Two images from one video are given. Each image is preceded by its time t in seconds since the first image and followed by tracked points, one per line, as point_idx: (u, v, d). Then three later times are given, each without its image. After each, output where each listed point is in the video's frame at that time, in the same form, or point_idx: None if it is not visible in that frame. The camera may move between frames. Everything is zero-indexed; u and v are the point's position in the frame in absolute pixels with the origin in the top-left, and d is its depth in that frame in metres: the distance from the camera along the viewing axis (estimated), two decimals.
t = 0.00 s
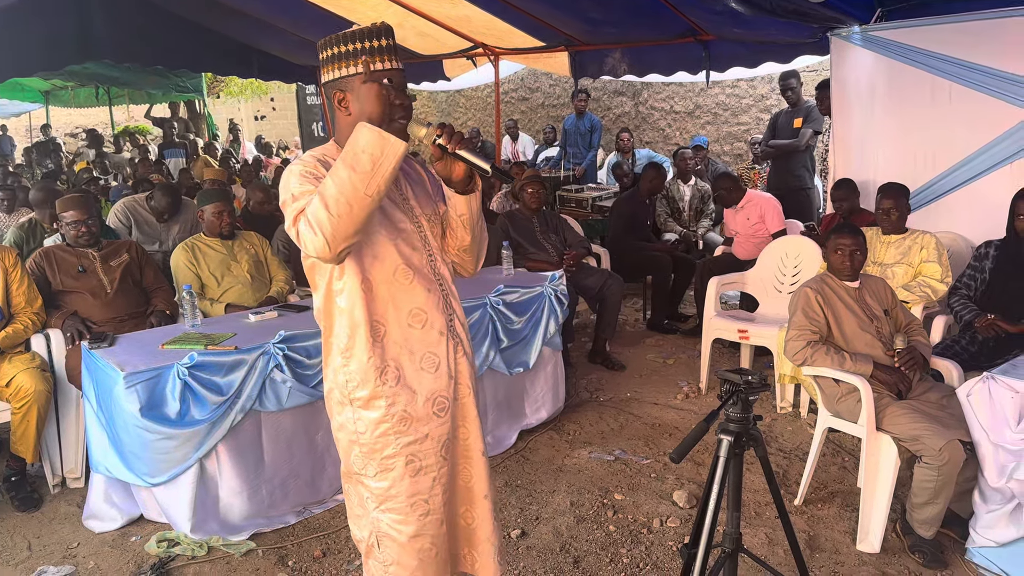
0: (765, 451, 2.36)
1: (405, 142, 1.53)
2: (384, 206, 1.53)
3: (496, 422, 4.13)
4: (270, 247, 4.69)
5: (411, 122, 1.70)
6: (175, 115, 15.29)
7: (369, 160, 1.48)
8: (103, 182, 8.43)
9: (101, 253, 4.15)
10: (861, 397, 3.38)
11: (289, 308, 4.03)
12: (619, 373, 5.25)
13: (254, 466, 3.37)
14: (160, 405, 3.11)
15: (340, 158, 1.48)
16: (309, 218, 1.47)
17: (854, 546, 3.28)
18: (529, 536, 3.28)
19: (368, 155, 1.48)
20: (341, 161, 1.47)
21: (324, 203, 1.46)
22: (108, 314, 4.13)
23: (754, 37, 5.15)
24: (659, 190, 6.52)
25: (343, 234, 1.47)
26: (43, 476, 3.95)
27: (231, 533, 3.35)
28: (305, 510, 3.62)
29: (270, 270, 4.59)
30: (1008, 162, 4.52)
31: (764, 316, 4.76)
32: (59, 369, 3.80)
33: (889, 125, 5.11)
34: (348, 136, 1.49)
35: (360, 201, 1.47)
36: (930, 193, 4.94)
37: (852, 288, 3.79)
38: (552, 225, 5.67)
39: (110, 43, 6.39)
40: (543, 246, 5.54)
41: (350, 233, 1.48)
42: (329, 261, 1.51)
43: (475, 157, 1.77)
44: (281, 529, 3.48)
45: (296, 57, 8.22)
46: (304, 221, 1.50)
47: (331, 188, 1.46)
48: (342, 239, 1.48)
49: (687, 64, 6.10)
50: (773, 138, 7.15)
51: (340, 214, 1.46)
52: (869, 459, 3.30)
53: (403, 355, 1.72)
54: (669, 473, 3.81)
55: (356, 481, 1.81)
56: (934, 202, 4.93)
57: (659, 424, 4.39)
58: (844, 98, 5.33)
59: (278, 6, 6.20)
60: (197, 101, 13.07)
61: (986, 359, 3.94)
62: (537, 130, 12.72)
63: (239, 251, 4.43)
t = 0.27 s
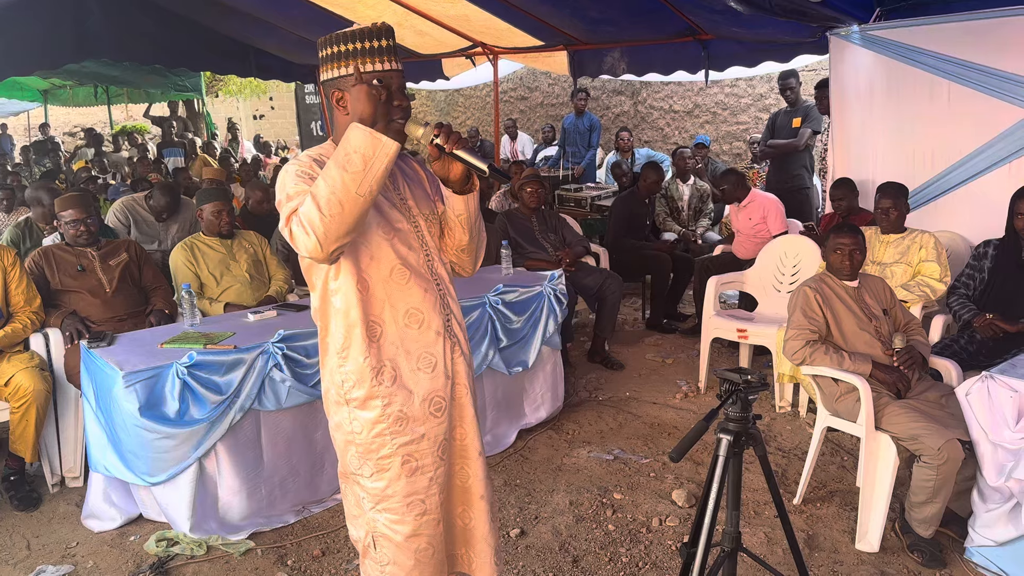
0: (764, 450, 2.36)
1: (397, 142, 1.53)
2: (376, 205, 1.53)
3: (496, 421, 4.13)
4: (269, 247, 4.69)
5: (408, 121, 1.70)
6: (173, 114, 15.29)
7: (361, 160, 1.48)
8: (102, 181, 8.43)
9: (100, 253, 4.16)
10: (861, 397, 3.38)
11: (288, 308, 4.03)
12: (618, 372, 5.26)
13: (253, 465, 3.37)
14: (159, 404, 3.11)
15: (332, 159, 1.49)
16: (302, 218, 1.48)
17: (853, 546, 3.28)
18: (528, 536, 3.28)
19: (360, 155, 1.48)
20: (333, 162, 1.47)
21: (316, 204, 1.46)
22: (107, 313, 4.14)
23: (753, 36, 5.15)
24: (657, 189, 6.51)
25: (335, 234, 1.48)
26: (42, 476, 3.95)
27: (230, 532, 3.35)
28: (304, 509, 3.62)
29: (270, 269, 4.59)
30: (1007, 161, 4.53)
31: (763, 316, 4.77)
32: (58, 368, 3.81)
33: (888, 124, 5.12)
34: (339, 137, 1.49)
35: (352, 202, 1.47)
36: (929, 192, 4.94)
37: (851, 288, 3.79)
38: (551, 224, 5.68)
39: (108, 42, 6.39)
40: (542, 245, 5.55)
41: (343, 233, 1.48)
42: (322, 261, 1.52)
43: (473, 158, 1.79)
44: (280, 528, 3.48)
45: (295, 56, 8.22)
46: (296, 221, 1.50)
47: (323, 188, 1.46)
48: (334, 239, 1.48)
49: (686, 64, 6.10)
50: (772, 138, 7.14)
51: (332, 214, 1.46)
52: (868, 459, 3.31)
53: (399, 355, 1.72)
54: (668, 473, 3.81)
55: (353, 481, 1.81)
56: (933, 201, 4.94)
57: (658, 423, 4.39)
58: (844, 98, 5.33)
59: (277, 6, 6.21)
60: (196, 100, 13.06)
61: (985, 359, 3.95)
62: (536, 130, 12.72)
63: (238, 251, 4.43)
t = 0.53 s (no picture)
0: (763, 448, 2.36)
1: (394, 142, 1.54)
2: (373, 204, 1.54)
3: (495, 420, 4.13)
4: (268, 245, 4.69)
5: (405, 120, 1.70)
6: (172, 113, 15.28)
7: (358, 158, 1.48)
8: (101, 179, 8.43)
9: (99, 252, 4.16)
10: (859, 396, 3.38)
11: (287, 306, 4.02)
12: (617, 371, 5.26)
13: (252, 464, 3.37)
14: (158, 403, 3.11)
15: (328, 158, 1.49)
16: (298, 217, 1.47)
17: (852, 544, 3.29)
18: (528, 534, 3.29)
19: (356, 153, 1.48)
20: (330, 160, 1.47)
21: (313, 203, 1.46)
22: (106, 312, 4.14)
23: (752, 35, 5.16)
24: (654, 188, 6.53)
25: (332, 233, 1.48)
26: (41, 475, 3.95)
27: (229, 531, 3.35)
28: (304, 508, 3.62)
29: (269, 268, 4.59)
30: (1006, 160, 4.54)
31: (762, 314, 4.77)
32: (57, 367, 3.81)
33: (886, 124, 5.12)
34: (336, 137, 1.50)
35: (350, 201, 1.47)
36: (928, 191, 4.94)
37: (850, 287, 3.78)
38: (550, 223, 5.68)
39: (107, 41, 6.39)
40: (541, 243, 5.55)
41: (339, 232, 1.48)
42: (319, 261, 1.52)
43: (470, 157, 1.79)
44: (279, 527, 3.48)
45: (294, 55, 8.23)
46: (293, 220, 1.50)
47: (320, 187, 1.46)
48: (332, 238, 1.48)
49: (685, 62, 6.11)
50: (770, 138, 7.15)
51: (329, 214, 1.46)
52: (867, 456, 3.31)
53: (397, 354, 1.72)
54: (667, 471, 3.81)
55: (350, 480, 1.81)
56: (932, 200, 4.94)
57: (657, 422, 4.39)
58: (842, 97, 5.33)
59: (276, 4, 6.21)
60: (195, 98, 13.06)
61: (984, 358, 3.95)
62: (535, 128, 12.73)
63: (237, 249, 4.43)
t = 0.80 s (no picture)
0: (762, 447, 2.36)
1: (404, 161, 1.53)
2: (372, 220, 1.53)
3: (494, 419, 4.13)
4: (267, 244, 4.69)
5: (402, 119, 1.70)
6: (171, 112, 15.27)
7: (366, 176, 1.47)
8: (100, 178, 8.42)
9: (98, 251, 4.16)
10: (859, 395, 3.38)
11: (286, 305, 4.02)
12: (617, 370, 5.26)
13: (252, 463, 3.37)
14: (157, 403, 3.11)
15: (336, 173, 1.48)
16: (298, 227, 1.46)
17: (851, 543, 3.29)
18: (527, 533, 3.29)
19: (364, 171, 1.47)
20: (338, 176, 1.46)
21: (315, 216, 1.45)
22: (106, 311, 4.14)
23: (751, 34, 5.16)
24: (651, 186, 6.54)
25: (330, 248, 1.47)
26: (40, 474, 3.95)
27: (229, 530, 3.35)
28: (303, 507, 3.62)
29: (268, 267, 4.58)
30: (1006, 159, 4.54)
31: (762, 313, 4.77)
32: (56, 366, 3.81)
33: (885, 123, 5.11)
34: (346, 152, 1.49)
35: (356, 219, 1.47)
36: (927, 190, 4.94)
37: (849, 286, 3.79)
38: (549, 222, 5.68)
39: (107, 40, 6.39)
40: (540, 242, 5.55)
41: (336, 247, 1.48)
42: (312, 272, 1.50)
43: (468, 156, 1.80)
44: (279, 526, 3.48)
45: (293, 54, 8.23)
46: (291, 229, 1.49)
47: (324, 201, 1.45)
48: (329, 253, 1.48)
49: (684, 61, 6.11)
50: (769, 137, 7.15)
51: (330, 230, 1.46)
52: (866, 455, 3.31)
53: (397, 356, 1.72)
54: (666, 470, 3.81)
55: (350, 483, 1.81)
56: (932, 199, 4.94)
57: (656, 421, 4.40)
58: (842, 96, 5.32)
59: (275, 3, 6.21)
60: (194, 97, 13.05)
61: (983, 356, 3.95)
62: (534, 127, 12.72)
63: (236, 248, 4.43)
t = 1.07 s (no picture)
0: (761, 446, 2.36)
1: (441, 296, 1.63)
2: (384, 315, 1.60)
3: (493, 418, 4.13)
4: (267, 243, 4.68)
5: (401, 118, 1.74)
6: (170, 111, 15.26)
7: (412, 297, 1.55)
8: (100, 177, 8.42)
9: (97, 250, 4.16)
10: (858, 393, 3.38)
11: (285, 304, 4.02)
12: (616, 369, 5.26)
13: (251, 462, 3.37)
14: (156, 402, 3.11)
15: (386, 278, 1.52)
16: (320, 297, 1.47)
17: (850, 542, 3.29)
18: (527, 532, 3.29)
19: (413, 295, 1.55)
20: (388, 281, 1.51)
21: (343, 301, 1.48)
22: (105, 310, 4.14)
23: (751, 32, 5.16)
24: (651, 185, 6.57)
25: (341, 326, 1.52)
26: (40, 473, 3.95)
27: (229, 529, 3.35)
28: (303, 506, 3.62)
29: (267, 266, 4.58)
30: (1005, 158, 4.54)
31: (761, 312, 4.77)
32: (56, 365, 3.81)
33: (885, 122, 5.11)
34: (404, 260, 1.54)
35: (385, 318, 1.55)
36: (927, 189, 4.94)
37: (848, 284, 3.79)
38: (549, 221, 5.68)
39: (106, 38, 6.38)
40: (540, 241, 5.55)
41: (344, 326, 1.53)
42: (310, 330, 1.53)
43: (463, 159, 1.80)
44: (278, 525, 3.48)
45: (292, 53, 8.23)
46: (312, 288, 1.48)
47: (361, 291, 1.49)
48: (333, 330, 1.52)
49: (684, 60, 6.11)
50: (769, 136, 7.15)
51: (350, 315, 1.50)
52: (865, 453, 3.31)
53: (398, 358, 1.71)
54: (665, 469, 3.81)
55: (350, 484, 1.80)
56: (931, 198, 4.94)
57: (655, 420, 4.40)
58: (841, 94, 5.32)
59: (274, 2, 6.20)
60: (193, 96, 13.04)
61: (982, 355, 3.95)
62: (534, 126, 12.72)
63: (236, 247, 4.42)
